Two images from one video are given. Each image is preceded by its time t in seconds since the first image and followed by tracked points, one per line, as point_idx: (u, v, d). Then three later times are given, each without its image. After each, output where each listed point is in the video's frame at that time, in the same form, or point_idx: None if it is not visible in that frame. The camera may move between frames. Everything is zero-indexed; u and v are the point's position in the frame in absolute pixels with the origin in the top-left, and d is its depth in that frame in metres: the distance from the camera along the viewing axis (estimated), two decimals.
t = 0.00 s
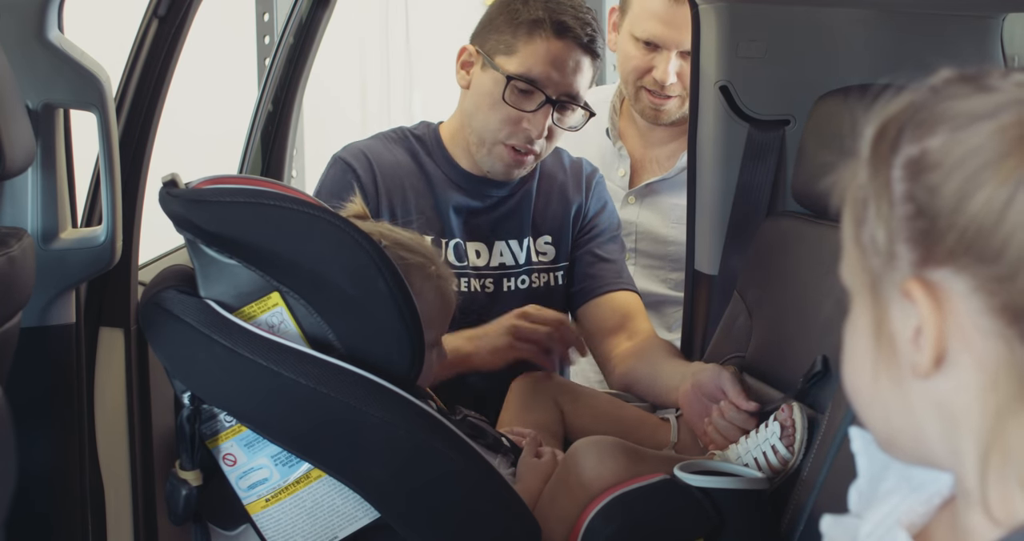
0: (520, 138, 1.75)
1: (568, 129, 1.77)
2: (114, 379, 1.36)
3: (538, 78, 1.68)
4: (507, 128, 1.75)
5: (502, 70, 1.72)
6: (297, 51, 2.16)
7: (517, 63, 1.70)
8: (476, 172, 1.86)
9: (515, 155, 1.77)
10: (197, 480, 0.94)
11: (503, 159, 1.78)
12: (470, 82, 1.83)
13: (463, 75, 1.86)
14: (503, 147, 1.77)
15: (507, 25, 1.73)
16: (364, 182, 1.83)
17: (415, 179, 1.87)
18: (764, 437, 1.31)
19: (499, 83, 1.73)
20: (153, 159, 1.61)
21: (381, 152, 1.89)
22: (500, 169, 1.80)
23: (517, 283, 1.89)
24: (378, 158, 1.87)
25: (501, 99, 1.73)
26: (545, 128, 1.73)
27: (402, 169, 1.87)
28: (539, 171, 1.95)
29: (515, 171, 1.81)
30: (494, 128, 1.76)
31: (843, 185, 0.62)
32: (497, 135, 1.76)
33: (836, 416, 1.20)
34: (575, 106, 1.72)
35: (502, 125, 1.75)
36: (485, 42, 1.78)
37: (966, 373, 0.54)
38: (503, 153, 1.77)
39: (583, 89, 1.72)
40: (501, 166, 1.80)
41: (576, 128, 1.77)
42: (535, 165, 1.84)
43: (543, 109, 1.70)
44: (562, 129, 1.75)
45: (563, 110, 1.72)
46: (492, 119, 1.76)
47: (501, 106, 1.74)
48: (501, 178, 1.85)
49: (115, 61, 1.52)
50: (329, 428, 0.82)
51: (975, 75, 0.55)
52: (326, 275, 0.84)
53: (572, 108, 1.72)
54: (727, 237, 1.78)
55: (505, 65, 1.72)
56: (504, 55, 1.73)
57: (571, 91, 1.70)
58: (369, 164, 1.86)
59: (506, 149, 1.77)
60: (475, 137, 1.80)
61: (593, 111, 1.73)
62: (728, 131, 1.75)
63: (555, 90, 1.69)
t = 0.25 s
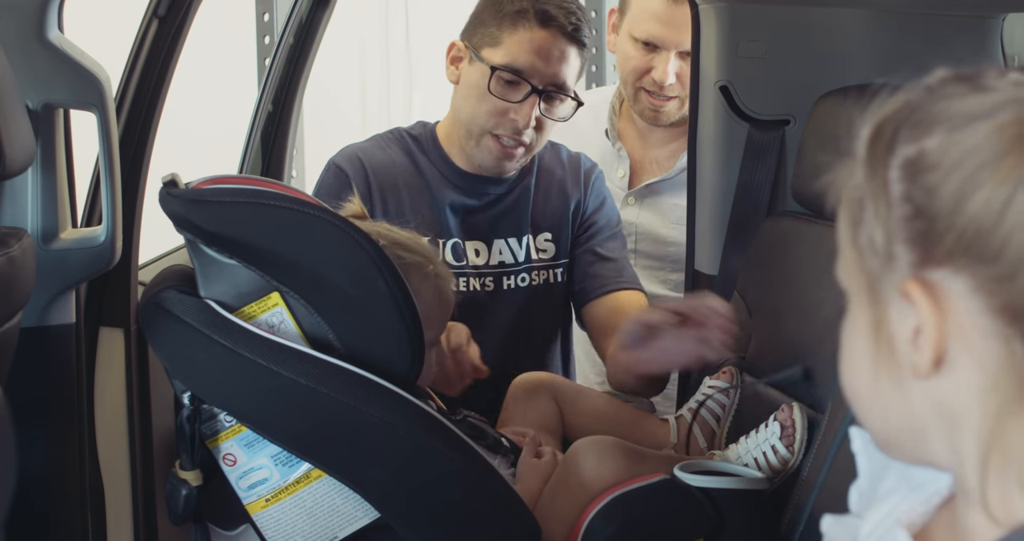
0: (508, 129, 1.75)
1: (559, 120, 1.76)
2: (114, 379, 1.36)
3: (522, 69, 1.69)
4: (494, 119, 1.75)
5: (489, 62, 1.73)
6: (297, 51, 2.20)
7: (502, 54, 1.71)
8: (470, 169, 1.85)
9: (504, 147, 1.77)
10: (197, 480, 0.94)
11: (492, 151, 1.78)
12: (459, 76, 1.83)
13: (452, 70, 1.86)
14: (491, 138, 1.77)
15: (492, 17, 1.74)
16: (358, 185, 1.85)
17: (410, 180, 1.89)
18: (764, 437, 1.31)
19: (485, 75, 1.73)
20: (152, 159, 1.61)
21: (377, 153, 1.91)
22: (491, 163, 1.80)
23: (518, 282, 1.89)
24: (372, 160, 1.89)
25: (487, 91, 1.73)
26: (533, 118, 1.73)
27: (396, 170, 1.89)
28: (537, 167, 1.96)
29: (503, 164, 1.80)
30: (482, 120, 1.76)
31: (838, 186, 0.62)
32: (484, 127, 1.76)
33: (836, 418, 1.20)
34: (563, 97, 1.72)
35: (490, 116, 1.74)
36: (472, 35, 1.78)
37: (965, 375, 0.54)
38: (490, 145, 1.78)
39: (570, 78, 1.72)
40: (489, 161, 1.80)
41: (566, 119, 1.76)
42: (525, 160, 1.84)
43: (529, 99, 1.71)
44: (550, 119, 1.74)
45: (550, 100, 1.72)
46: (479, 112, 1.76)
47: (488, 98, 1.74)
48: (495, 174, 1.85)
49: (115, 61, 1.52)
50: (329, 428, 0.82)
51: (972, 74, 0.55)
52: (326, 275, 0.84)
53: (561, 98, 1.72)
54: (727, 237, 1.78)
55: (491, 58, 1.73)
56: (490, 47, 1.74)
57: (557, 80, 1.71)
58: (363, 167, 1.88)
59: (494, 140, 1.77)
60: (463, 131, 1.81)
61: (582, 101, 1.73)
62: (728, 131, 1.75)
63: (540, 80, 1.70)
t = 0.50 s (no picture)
0: (505, 130, 1.74)
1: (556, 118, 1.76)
2: (114, 379, 1.36)
3: (519, 68, 1.69)
4: (493, 120, 1.74)
5: (485, 61, 1.73)
6: (297, 51, 2.19)
7: (498, 53, 1.71)
8: (468, 169, 1.85)
9: (503, 146, 1.77)
10: (197, 480, 0.94)
11: (491, 151, 1.77)
12: (456, 77, 1.84)
13: (450, 70, 1.87)
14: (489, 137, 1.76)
15: (489, 16, 1.75)
16: (355, 179, 1.86)
17: (408, 176, 1.89)
18: (764, 437, 1.31)
19: (482, 75, 1.74)
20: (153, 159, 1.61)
21: (375, 149, 1.91)
22: (489, 161, 1.79)
23: (509, 280, 1.89)
24: (372, 155, 1.90)
25: (484, 91, 1.73)
26: (530, 117, 1.73)
27: (394, 165, 1.90)
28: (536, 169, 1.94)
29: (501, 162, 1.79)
30: (480, 121, 1.76)
31: (826, 188, 0.61)
32: (483, 127, 1.75)
33: (836, 419, 1.20)
34: (560, 95, 1.72)
35: (489, 117, 1.74)
36: (469, 36, 1.78)
37: (973, 375, 0.54)
38: (490, 144, 1.76)
39: (566, 77, 1.72)
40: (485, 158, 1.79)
41: (563, 118, 1.75)
42: (524, 158, 1.84)
43: (526, 98, 1.71)
44: (547, 117, 1.74)
45: (547, 99, 1.72)
46: (477, 112, 1.75)
47: (486, 98, 1.73)
48: (492, 172, 1.85)
49: (115, 61, 1.52)
50: (329, 428, 0.81)
51: (969, 74, 0.55)
52: (326, 275, 0.84)
53: (557, 96, 1.72)
54: (727, 237, 1.78)
55: (487, 57, 1.73)
56: (486, 47, 1.74)
57: (553, 79, 1.71)
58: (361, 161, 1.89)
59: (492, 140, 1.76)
60: (461, 131, 1.80)
61: (578, 99, 1.73)
62: (728, 131, 1.75)
63: (537, 78, 1.70)
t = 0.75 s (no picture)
0: (514, 133, 1.75)
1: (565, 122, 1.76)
2: (114, 379, 1.36)
3: (528, 72, 1.69)
4: (500, 123, 1.75)
5: (495, 64, 1.73)
6: (297, 51, 2.19)
7: (508, 57, 1.71)
8: (475, 170, 1.85)
9: (511, 150, 1.77)
10: (197, 480, 0.94)
11: (499, 155, 1.78)
12: (464, 78, 1.84)
13: (458, 71, 1.87)
14: (497, 141, 1.77)
15: (498, 19, 1.74)
16: (364, 177, 1.86)
17: (416, 175, 1.90)
18: (764, 437, 1.31)
19: (491, 78, 1.74)
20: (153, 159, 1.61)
21: (383, 147, 1.92)
22: (496, 165, 1.80)
23: (514, 281, 1.89)
24: (381, 153, 1.90)
25: (493, 94, 1.74)
26: (539, 120, 1.73)
27: (403, 164, 1.90)
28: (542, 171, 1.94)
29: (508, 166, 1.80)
30: (489, 124, 1.76)
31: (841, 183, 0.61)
32: (490, 130, 1.77)
33: (836, 418, 1.20)
34: (569, 98, 1.71)
35: (497, 120, 1.75)
36: (478, 38, 1.78)
37: (988, 372, 0.53)
38: (497, 148, 1.78)
39: (576, 81, 1.72)
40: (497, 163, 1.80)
41: (572, 120, 1.76)
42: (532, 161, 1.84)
43: (534, 102, 1.71)
44: (557, 121, 1.74)
45: (556, 102, 1.72)
46: (487, 115, 1.76)
47: (494, 101, 1.74)
48: (500, 174, 1.85)
49: (115, 61, 1.52)
50: (329, 428, 0.81)
51: (981, 71, 0.55)
52: (326, 275, 0.84)
53: (567, 100, 1.71)
54: (726, 238, 1.78)
55: (497, 60, 1.73)
56: (496, 50, 1.74)
57: (563, 83, 1.70)
58: (370, 160, 1.89)
59: (501, 143, 1.77)
60: (469, 134, 1.81)
61: (588, 102, 1.73)
62: (728, 131, 1.75)
63: (546, 82, 1.70)
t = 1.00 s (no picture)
0: (522, 135, 1.74)
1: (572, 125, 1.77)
2: (113, 379, 1.36)
3: (538, 75, 1.69)
4: (508, 125, 1.74)
5: (503, 67, 1.72)
6: (297, 51, 2.16)
7: (517, 60, 1.70)
8: (483, 172, 1.85)
9: (518, 153, 1.77)
10: (197, 480, 0.94)
11: (507, 156, 1.77)
12: (473, 80, 1.83)
13: (465, 73, 1.86)
14: (504, 143, 1.76)
15: (507, 22, 1.74)
16: (372, 177, 1.86)
17: (423, 175, 1.90)
18: (764, 437, 1.31)
19: (500, 81, 1.73)
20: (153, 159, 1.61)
21: (391, 147, 1.91)
22: (504, 166, 1.79)
23: (519, 284, 1.89)
24: (389, 153, 1.90)
25: (503, 97, 1.73)
26: (548, 124, 1.73)
27: (412, 164, 1.90)
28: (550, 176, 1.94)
29: (516, 168, 1.79)
30: (497, 126, 1.76)
31: (852, 178, 0.60)
32: (499, 132, 1.76)
33: (836, 417, 1.20)
34: (578, 102, 1.72)
35: (506, 122, 1.74)
36: (487, 41, 1.78)
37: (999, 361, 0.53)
38: (504, 150, 1.77)
39: (584, 84, 1.72)
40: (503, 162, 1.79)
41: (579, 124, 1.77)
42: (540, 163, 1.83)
43: (544, 105, 1.71)
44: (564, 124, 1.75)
45: (564, 106, 1.72)
46: (495, 117, 1.75)
47: (503, 104, 1.73)
48: (508, 177, 1.84)
49: (115, 61, 1.52)
50: (329, 428, 0.82)
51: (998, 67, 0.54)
52: (326, 275, 0.84)
53: (574, 104, 1.72)
54: (726, 238, 1.77)
55: (506, 63, 1.73)
56: (504, 52, 1.74)
57: (573, 86, 1.70)
58: (379, 159, 1.89)
59: (508, 145, 1.76)
60: (477, 136, 1.80)
61: (596, 107, 1.74)
62: (727, 131, 1.74)
63: (556, 86, 1.70)
